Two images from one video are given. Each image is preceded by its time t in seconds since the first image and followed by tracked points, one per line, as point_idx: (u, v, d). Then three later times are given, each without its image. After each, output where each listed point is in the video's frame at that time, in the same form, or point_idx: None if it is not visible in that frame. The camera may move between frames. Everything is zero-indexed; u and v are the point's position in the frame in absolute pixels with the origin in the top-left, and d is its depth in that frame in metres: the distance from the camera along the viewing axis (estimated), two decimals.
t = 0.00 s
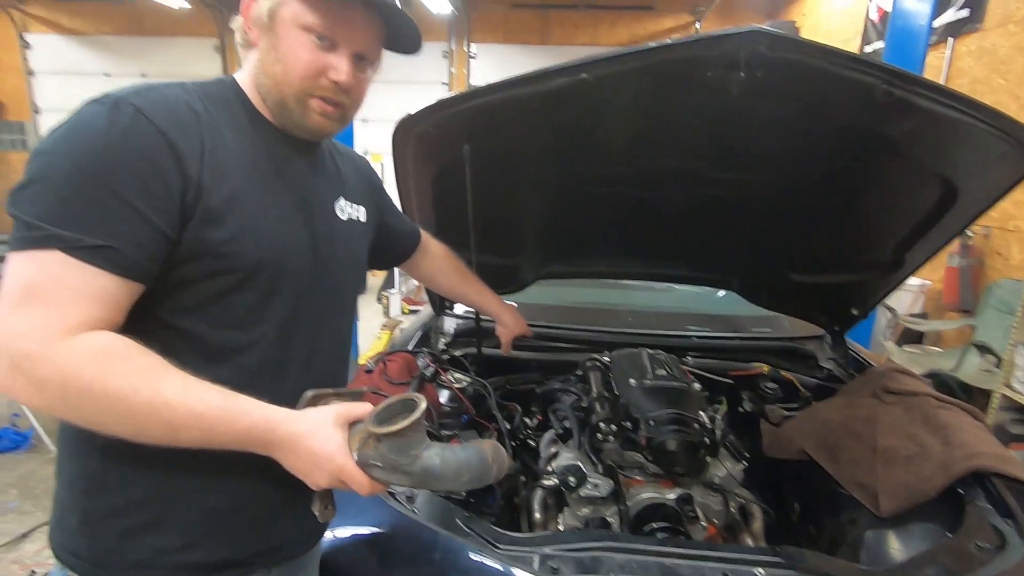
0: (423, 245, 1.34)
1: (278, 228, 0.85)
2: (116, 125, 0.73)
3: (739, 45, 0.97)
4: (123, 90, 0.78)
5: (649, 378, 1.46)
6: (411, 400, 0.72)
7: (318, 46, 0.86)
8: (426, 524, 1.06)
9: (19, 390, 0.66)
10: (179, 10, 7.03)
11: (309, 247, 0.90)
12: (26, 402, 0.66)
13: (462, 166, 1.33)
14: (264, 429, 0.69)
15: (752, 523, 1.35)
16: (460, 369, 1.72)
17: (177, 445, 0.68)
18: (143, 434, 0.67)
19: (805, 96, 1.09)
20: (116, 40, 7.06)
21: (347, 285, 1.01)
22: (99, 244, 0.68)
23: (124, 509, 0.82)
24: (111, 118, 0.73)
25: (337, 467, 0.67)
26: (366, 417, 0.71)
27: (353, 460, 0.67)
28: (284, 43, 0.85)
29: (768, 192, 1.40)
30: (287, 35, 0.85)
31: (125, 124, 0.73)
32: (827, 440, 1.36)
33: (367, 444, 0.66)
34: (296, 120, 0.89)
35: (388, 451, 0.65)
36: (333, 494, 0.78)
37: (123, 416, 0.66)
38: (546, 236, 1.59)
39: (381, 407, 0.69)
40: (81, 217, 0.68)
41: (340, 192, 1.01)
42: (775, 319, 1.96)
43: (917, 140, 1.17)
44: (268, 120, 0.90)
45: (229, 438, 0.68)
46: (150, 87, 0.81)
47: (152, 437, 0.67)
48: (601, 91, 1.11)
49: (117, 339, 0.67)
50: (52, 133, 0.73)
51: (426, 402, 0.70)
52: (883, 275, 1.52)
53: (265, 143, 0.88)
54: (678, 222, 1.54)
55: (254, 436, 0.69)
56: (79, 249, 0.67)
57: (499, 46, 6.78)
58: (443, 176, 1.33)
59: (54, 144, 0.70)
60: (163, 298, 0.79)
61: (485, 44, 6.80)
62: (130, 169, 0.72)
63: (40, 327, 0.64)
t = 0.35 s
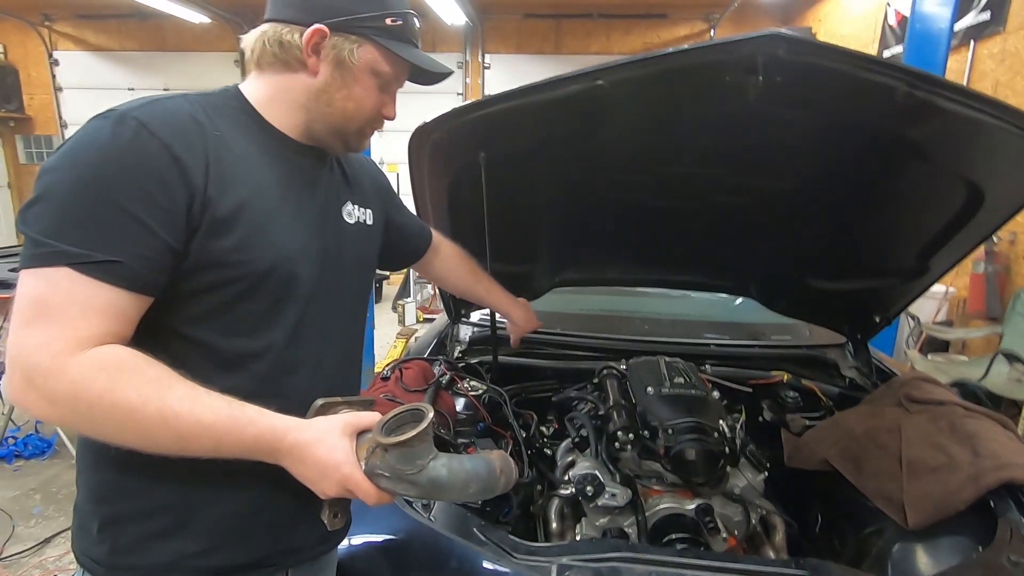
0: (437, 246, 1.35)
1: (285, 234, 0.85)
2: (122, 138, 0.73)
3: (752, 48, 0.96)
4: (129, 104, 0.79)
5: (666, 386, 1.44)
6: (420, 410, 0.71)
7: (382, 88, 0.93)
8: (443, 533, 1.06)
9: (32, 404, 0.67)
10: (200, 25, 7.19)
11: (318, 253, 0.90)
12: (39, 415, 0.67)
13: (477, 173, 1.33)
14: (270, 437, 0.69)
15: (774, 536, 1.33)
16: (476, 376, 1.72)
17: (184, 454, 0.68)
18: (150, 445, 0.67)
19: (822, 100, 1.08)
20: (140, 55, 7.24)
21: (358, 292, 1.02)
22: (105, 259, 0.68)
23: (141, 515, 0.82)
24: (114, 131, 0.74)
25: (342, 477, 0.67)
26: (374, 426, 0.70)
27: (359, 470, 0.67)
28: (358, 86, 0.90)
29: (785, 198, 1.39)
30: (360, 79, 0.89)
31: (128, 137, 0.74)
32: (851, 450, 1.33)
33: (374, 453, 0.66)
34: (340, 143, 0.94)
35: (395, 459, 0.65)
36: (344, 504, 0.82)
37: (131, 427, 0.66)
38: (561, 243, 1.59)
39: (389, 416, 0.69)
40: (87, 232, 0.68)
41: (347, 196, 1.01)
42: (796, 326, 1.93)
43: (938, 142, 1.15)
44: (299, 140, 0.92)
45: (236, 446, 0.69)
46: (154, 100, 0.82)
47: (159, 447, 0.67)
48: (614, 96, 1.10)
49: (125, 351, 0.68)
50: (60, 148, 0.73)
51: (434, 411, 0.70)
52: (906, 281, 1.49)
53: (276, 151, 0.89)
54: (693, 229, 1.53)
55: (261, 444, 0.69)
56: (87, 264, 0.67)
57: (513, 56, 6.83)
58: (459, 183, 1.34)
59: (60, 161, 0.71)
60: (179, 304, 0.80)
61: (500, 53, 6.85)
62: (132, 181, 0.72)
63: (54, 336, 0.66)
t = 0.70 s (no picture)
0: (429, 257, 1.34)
1: (283, 237, 0.86)
2: (123, 145, 0.74)
3: (747, 46, 0.97)
4: (130, 112, 0.80)
5: (668, 385, 1.44)
6: (421, 407, 0.72)
7: (383, 96, 0.94)
8: (447, 534, 1.06)
9: (38, 408, 0.67)
10: (200, 34, 7.23)
11: (317, 256, 0.91)
12: (45, 418, 0.67)
13: (476, 175, 1.34)
14: (275, 436, 0.70)
15: (778, 532, 1.33)
16: (478, 377, 1.72)
17: (189, 455, 0.69)
18: (155, 446, 0.68)
19: (818, 97, 1.09)
20: (141, 64, 7.30)
21: (358, 293, 1.03)
22: (109, 264, 0.69)
23: (148, 516, 0.83)
24: (118, 139, 0.75)
25: (347, 475, 0.68)
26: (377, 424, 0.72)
27: (364, 467, 0.67)
28: (359, 94, 0.90)
29: (784, 196, 1.40)
30: (361, 87, 0.90)
31: (132, 145, 0.75)
32: (853, 446, 1.33)
33: (378, 450, 0.67)
34: (340, 150, 0.96)
35: (398, 455, 0.66)
36: (345, 503, 0.82)
37: (136, 429, 0.66)
38: (561, 245, 1.59)
39: (391, 413, 0.70)
40: (91, 237, 0.69)
41: (346, 202, 1.02)
42: (797, 324, 1.93)
43: (934, 137, 1.16)
44: (299, 144, 0.93)
45: (241, 446, 0.69)
46: (156, 109, 0.82)
47: (165, 448, 0.68)
48: (612, 97, 1.11)
49: (130, 354, 0.69)
50: (62, 157, 0.74)
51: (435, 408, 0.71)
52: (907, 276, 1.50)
53: (277, 157, 0.90)
54: (692, 227, 1.54)
55: (265, 443, 0.70)
56: (93, 270, 0.68)
57: (511, 59, 6.86)
58: (459, 186, 1.35)
59: (64, 169, 0.72)
60: (182, 308, 0.81)
61: (498, 57, 6.88)
62: (135, 187, 0.73)
63: (60, 340, 0.66)
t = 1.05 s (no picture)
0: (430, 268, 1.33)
1: (301, 236, 0.86)
2: (148, 145, 0.75)
3: (762, 46, 0.97)
4: (154, 113, 0.81)
5: (678, 385, 1.44)
6: (437, 400, 0.73)
7: (403, 101, 0.94)
8: (458, 532, 1.08)
9: (68, 403, 0.68)
10: (213, 37, 7.30)
11: (334, 255, 0.92)
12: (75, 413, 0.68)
13: (489, 175, 1.35)
14: (297, 430, 0.71)
15: (789, 535, 1.33)
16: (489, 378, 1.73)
17: (215, 449, 0.70)
18: (183, 440, 0.69)
19: (833, 96, 1.08)
20: (155, 67, 7.39)
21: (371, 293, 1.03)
22: (136, 261, 0.70)
23: (168, 510, 0.84)
24: (143, 139, 0.76)
25: (367, 466, 0.69)
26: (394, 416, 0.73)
27: (383, 459, 0.69)
28: (382, 99, 0.91)
29: (798, 196, 1.39)
30: (383, 91, 0.91)
31: (157, 145, 0.76)
32: (866, 448, 1.32)
33: (396, 442, 0.67)
34: (359, 152, 0.97)
35: (416, 446, 0.67)
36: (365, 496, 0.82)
37: (165, 424, 0.68)
38: (573, 246, 1.59)
39: (409, 405, 0.71)
40: (120, 235, 0.70)
41: (362, 202, 1.03)
42: (809, 326, 1.92)
43: (950, 136, 1.15)
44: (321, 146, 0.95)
45: (263, 441, 0.70)
46: (180, 109, 0.83)
47: (192, 442, 0.69)
48: (626, 97, 1.11)
49: (154, 349, 0.70)
50: (89, 156, 0.75)
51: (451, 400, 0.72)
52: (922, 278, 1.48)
53: (298, 158, 0.91)
54: (705, 227, 1.53)
55: (288, 437, 0.71)
56: (120, 267, 0.69)
57: (520, 61, 6.88)
58: (471, 186, 1.35)
59: (91, 168, 0.73)
60: (201, 304, 0.82)
61: (508, 58, 6.90)
62: (160, 187, 0.74)
63: (90, 337, 0.67)
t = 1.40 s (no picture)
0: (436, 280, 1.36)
1: (309, 239, 0.87)
2: (162, 147, 0.76)
3: (767, 49, 0.97)
4: (167, 115, 0.82)
5: (685, 388, 1.44)
6: (443, 410, 0.73)
7: (357, 58, 0.89)
8: (462, 533, 1.07)
9: (77, 401, 0.69)
10: (222, 40, 7.36)
11: (343, 257, 0.93)
12: (84, 412, 0.69)
13: (495, 178, 1.35)
14: (302, 434, 0.72)
15: (795, 539, 1.33)
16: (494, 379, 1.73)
17: (221, 450, 0.70)
18: (188, 439, 0.69)
19: (839, 100, 1.08)
20: (164, 70, 7.45)
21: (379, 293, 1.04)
22: (147, 262, 0.71)
23: (175, 510, 0.85)
24: (157, 141, 0.77)
25: (369, 474, 0.69)
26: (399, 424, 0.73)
27: (386, 468, 0.69)
28: (328, 55, 0.88)
29: (804, 199, 1.39)
30: (327, 49, 0.88)
31: (171, 147, 0.77)
32: (874, 453, 1.32)
33: (399, 451, 0.67)
34: (328, 127, 0.92)
35: (420, 458, 0.67)
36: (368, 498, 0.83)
37: (171, 425, 0.68)
38: (578, 248, 1.60)
39: (413, 416, 0.71)
40: (131, 235, 0.71)
41: (371, 205, 1.04)
42: (815, 329, 1.92)
43: (957, 140, 1.14)
44: (305, 135, 0.94)
45: (266, 443, 0.71)
46: (193, 111, 0.84)
47: (198, 442, 0.69)
48: (631, 100, 1.12)
49: (163, 349, 0.70)
50: (103, 157, 0.76)
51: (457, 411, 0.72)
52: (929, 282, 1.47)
53: (307, 160, 0.92)
54: (711, 230, 1.53)
55: (294, 439, 0.71)
56: (131, 268, 0.70)
57: (526, 64, 6.89)
58: (478, 189, 1.36)
59: (105, 169, 0.74)
60: (211, 306, 0.82)
61: (515, 62, 6.91)
62: (172, 188, 0.75)
63: (98, 337, 0.68)
